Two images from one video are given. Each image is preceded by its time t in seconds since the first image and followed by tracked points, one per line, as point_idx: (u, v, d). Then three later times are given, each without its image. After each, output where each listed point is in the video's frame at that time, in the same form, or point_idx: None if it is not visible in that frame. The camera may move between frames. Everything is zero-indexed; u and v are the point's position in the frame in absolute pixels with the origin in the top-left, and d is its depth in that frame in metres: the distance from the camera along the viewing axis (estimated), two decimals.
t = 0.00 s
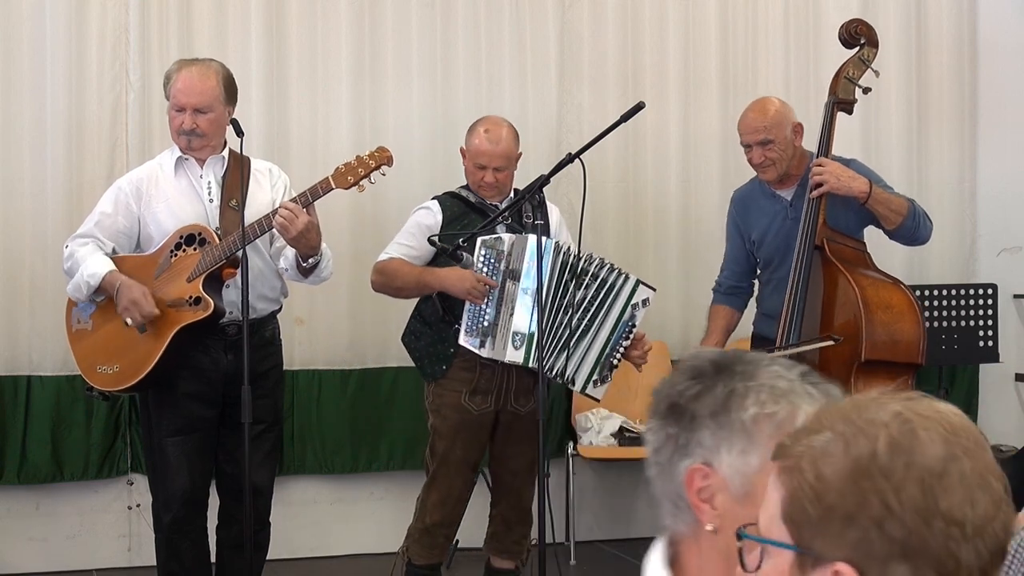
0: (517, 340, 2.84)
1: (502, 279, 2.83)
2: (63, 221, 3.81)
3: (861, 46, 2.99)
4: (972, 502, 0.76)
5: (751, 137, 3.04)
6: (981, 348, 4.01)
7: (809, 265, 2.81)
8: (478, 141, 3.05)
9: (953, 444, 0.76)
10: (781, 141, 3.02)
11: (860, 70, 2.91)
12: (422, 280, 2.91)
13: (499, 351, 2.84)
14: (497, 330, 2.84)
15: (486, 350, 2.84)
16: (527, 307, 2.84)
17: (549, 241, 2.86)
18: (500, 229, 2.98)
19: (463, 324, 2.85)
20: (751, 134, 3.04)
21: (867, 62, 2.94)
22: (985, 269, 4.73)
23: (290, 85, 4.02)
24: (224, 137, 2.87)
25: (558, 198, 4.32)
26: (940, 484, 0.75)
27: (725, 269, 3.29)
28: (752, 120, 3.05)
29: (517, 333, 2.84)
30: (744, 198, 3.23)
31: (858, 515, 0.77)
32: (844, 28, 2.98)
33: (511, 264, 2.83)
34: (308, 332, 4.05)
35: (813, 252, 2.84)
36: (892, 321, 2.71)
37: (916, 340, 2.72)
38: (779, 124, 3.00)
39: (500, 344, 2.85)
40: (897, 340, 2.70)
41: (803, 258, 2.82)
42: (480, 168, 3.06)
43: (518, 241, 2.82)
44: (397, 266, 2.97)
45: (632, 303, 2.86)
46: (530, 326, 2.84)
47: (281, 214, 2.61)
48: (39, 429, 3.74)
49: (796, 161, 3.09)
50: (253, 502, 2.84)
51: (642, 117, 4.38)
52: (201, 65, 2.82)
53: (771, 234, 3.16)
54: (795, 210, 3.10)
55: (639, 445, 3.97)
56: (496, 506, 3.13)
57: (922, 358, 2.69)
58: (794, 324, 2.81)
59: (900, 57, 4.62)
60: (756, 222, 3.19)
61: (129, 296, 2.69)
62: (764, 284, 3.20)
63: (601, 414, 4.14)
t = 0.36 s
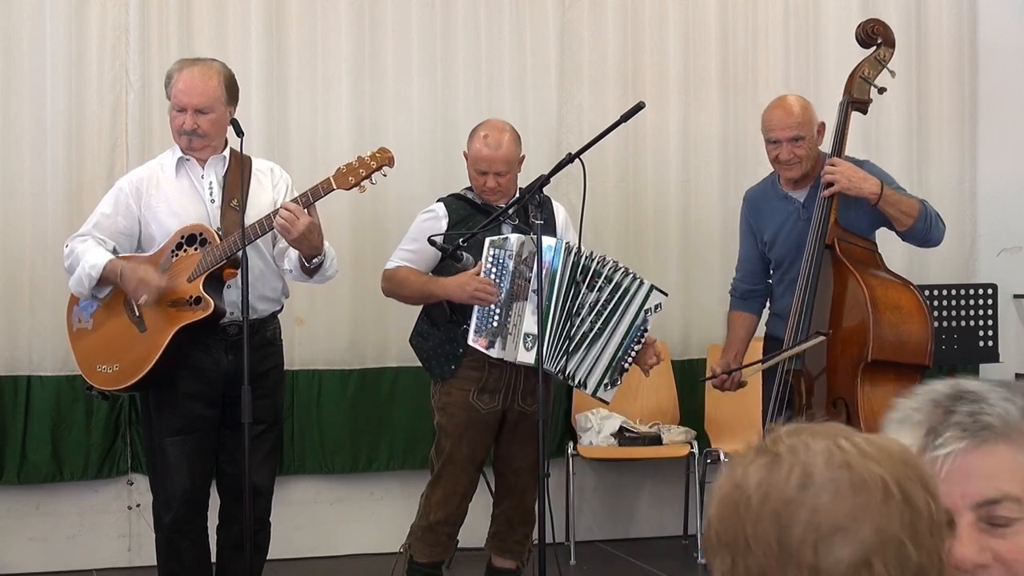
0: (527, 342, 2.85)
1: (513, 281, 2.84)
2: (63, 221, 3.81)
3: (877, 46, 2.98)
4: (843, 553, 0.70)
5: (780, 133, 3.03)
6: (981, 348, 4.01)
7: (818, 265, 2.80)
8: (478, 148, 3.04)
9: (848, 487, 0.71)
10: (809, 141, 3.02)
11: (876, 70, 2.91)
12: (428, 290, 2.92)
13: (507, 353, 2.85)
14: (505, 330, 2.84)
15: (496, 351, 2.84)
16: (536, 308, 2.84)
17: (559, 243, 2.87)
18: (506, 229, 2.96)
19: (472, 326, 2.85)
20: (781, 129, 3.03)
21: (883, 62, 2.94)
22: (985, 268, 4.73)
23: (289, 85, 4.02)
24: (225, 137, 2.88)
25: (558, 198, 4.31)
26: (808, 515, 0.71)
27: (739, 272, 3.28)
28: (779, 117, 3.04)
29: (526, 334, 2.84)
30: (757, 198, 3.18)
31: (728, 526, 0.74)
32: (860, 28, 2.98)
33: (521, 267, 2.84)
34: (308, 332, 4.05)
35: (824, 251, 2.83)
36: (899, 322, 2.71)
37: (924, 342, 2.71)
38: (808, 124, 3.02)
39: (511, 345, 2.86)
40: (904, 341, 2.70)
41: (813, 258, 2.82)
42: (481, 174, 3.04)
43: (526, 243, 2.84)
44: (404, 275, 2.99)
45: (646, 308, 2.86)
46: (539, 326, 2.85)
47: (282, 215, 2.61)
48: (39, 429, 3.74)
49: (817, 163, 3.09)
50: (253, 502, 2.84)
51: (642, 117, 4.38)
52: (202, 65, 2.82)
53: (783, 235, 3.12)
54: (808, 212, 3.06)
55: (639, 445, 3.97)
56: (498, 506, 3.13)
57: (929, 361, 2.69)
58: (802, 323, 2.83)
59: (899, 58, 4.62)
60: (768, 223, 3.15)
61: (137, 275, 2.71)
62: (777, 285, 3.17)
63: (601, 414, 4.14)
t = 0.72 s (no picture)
0: (527, 339, 2.84)
1: (511, 281, 2.83)
2: (63, 221, 3.81)
3: (899, 45, 2.96)
4: (817, 515, 0.85)
5: (800, 125, 3.00)
6: (981, 348, 4.01)
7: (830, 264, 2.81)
8: (477, 150, 3.03)
9: (838, 470, 0.84)
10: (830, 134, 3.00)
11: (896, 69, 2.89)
12: (431, 290, 2.91)
13: (508, 352, 2.85)
14: (507, 329, 2.84)
15: (496, 349, 2.84)
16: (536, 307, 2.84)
17: (557, 241, 2.87)
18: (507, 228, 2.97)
19: (473, 325, 2.86)
20: (801, 121, 3.00)
21: (903, 61, 2.92)
22: (985, 268, 4.73)
23: (290, 85, 4.02)
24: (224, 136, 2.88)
25: (558, 198, 4.31)
26: (803, 476, 0.86)
27: (753, 257, 3.29)
28: (801, 111, 3.01)
29: (526, 332, 2.84)
30: (776, 189, 3.19)
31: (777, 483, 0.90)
32: (881, 26, 2.95)
33: (519, 265, 2.83)
34: (309, 332, 4.05)
35: (837, 250, 2.83)
36: (907, 324, 2.66)
37: (934, 343, 2.66)
38: (830, 116, 3.00)
39: (512, 344, 2.86)
40: (912, 342, 2.66)
41: (825, 256, 2.84)
42: (481, 176, 3.04)
43: (525, 242, 2.83)
44: (406, 274, 2.99)
45: (650, 314, 2.85)
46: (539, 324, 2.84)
47: (280, 216, 2.61)
48: (39, 429, 3.74)
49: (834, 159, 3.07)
50: (252, 502, 2.84)
51: (642, 117, 4.38)
52: (201, 65, 2.82)
53: (796, 230, 3.13)
54: (824, 208, 3.06)
55: (639, 445, 3.97)
56: (498, 506, 3.13)
57: (937, 363, 2.63)
58: (813, 320, 2.84)
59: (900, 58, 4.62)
60: (785, 216, 3.16)
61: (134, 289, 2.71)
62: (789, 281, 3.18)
63: (602, 414, 4.14)
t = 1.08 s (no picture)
0: (525, 339, 2.83)
1: (510, 280, 2.83)
2: (63, 221, 3.81)
3: (915, 45, 2.94)
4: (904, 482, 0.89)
5: (816, 125, 2.98)
6: (982, 348, 4.01)
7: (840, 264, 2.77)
8: (475, 151, 3.03)
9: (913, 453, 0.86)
10: (845, 134, 2.98)
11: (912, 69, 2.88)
12: (425, 287, 2.92)
13: (506, 352, 2.84)
14: (504, 328, 2.84)
15: (493, 349, 2.84)
16: (535, 306, 2.83)
17: (557, 241, 2.88)
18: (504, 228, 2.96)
19: (469, 324, 2.85)
20: (816, 121, 2.98)
21: (919, 62, 2.90)
22: (986, 268, 4.74)
23: (289, 85, 4.02)
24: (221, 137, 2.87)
25: (558, 198, 4.31)
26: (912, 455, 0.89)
27: (761, 254, 3.29)
28: (815, 111, 2.99)
29: (525, 331, 2.83)
30: (788, 187, 3.19)
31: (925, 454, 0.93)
32: (897, 26, 2.93)
33: (518, 265, 2.83)
34: (308, 332, 4.05)
35: (847, 250, 2.79)
36: (916, 325, 2.61)
37: (943, 345, 2.60)
38: (848, 115, 2.99)
39: (509, 343, 2.85)
40: (920, 343, 2.60)
41: (834, 256, 2.80)
42: (479, 177, 3.04)
43: (525, 243, 2.84)
44: (400, 271, 2.99)
45: (650, 319, 2.86)
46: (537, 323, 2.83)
47: (276, 213, 2.61)
48: (39, 429, 3.74)
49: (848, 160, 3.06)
50: (252, 503, 2.84)
51: (642, 117, 4.38)
52: (198, 65, 2.81)
53: (806, 230, 3.13)
54: (836, 208, 3.07)
55: (639, 445, 3.97)
56: (498, 506, 3.13)
57: (945, 365, 2.57)
58: (821, 320, 2.81)
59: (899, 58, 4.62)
60: (796, 215, 3.16)
61: (129, 299, 2.69)
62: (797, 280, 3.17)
63: (601, 414, 4.14)
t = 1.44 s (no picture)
0: (517, 335, 2.83)
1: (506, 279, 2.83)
2: (63, 220, 3.81)
3: (915, 44, 2.94)
4: None
5: (807, 138, 2.94)
6: (982, 348, 4.01)
7: (840, 263, 2.77)
8: (464, 147, 3.02)
9: None
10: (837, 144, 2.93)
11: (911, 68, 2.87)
12: (420, 278, 2.90)
13: (499, 349, 2.85)
14: (495, 326, 2.84)
15: (484, 348, 2.85)
16: (527, 303, 2.83)
17: (548, 239, 2.85)
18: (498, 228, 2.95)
19: (461, 322, 2.86)
20: (807, 135, 2.94)
21: (919, 61, 2.90)
22: (985, 268, 4.74)
23: (290, 85, 4.02)
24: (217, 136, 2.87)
25: (558, 198, 4.32)
26: None
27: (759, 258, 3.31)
28: (806, 121, 2.93)
29: (517, 328, 2.83)
30: (787, 187, 3.19)
31: None
32: (898, 25, 2.93)
33: (510, 263, 2.83)
34: (308, 332, 4.05)
35: (848, 249, 2.79)
36: (915, 325, 2.61)
37: (942, 346, 2.60)
38: (836, 125, 2.91)
39: (500, 341, 2.85)
40: (920, 344, 2.60)
41: (834, 254, 2.80)
42: (469, 173, 3.03)
43: (518, 241, 2.83)
44: (394, 266, 2.96)
45: (646, 320, 2.87)
46: (527, 320, 2.83)
47: (277, 212, 2.60)
48: (39, 429, 3.74)
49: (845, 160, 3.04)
50: (252, 503, 2.84)
51: (642, 117, 4.38)
52: (198, 64, 2.81)
53: (805, 230, 3.13)
54: (835, 208, 3.07)
55: (639, 445, 3.98)
56: (497, 506, 3.13)
57: (945, 365, 2.58)
58: (820, 319, 2.81)
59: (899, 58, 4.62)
60: (795, 216, 3.16)
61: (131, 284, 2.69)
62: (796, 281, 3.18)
63: (601, 414, 4.14)
